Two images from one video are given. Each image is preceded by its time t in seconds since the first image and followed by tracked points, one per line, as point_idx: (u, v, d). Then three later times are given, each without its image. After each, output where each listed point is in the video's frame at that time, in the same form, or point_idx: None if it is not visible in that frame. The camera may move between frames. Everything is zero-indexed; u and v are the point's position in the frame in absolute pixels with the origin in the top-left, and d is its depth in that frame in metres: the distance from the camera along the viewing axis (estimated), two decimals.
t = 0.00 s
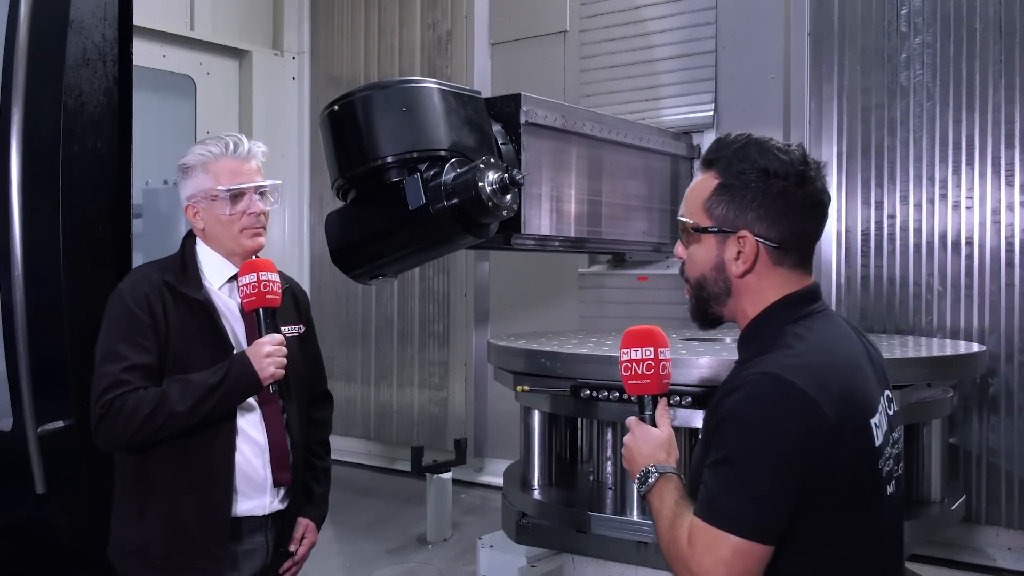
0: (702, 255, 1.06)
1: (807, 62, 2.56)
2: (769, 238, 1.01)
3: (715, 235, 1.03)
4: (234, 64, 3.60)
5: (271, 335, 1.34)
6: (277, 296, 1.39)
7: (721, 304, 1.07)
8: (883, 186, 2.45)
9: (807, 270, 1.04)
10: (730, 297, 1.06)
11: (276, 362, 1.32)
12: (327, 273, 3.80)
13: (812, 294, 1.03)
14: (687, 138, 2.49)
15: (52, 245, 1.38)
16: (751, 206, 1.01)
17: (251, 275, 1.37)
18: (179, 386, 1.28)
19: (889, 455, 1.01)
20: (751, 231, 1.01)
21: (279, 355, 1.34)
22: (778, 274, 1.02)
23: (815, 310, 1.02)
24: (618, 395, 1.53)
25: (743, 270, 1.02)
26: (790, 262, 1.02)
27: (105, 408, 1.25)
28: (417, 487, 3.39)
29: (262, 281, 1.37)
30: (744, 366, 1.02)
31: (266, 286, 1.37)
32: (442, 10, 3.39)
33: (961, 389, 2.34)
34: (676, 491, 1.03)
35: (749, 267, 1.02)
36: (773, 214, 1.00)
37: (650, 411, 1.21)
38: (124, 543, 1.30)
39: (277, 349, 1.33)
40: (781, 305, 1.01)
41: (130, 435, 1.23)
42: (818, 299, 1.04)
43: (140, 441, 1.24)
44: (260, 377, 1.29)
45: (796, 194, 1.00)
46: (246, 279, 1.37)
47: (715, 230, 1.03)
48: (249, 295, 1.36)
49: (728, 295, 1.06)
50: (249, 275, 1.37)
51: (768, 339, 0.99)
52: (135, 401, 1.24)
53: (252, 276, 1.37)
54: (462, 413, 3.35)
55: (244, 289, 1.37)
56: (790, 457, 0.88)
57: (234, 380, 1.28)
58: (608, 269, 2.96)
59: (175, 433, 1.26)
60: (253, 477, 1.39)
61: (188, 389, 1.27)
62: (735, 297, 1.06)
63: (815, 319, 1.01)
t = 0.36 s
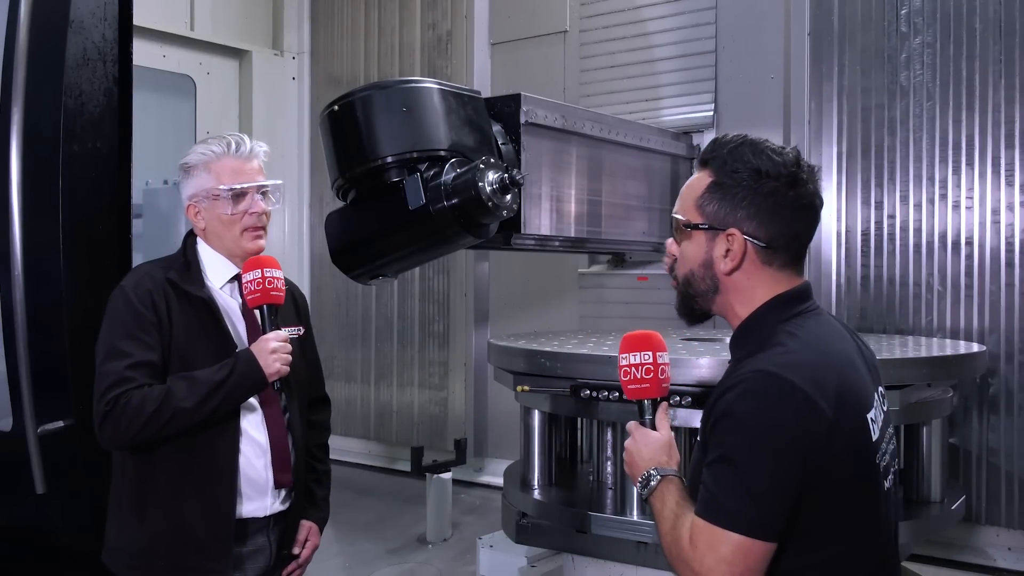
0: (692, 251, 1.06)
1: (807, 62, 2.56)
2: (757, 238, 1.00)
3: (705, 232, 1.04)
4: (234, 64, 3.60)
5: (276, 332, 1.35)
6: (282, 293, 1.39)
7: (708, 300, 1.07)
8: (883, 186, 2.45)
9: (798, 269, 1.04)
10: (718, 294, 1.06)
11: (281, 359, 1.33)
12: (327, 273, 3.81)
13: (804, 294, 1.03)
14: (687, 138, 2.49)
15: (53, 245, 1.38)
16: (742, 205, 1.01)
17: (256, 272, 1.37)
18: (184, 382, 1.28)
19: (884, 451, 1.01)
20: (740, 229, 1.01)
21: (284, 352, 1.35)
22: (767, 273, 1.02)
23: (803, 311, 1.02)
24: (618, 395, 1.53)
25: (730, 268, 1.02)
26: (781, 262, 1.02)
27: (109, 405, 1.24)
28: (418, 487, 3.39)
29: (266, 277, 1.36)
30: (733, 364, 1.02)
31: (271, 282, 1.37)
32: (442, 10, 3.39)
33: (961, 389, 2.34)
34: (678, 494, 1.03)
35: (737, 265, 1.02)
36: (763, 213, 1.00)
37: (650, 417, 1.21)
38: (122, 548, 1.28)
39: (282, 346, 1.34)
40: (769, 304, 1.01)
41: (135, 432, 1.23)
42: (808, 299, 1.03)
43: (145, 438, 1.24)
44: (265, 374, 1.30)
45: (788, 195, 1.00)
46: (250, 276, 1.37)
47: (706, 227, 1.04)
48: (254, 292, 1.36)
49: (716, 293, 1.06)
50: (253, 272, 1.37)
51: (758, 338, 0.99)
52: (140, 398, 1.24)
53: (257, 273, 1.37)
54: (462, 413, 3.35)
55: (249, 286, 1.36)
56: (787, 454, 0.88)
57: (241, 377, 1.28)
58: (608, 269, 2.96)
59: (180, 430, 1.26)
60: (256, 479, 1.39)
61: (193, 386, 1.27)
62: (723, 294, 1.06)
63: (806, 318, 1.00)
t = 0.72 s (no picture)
0: (690, 257, 1.06)
1: (807, 62, 2.56)
2: (753, 238, 1.00)
3: (700, 236, 1.04)
4: (234, 64, 3.60)
5: (272, 331, 1.35)
6: (278, 292, 1.39)
7: (710, 305, 1.07)
8: (883, 186, 2.45)
9: (796, 270, 1.03)
10: (719, 298, 1.06)
11: (278, 358, 1.33)
12: (326, 273, 3.80)
13: (804, 295, 1.03)
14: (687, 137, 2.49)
15: (53, 245, 1.38)
16: (735, 206, 1.01)
17: (252, 272, 1.37)
18: (182, 382, 1.28)
19: (886, 451, 1.00)
20: (734, 231, 1.01)
21: (281, 351, 1.34)
22: (767, 273, 1.02)
23: (802, 310, 1.02)
24: (618, 395, 1.54)
25: (729, 270, 1.02)
26: (779, 262, 1.01)
27: (107, 406, 1.24)
28: (418, 487, 3.39)
29: (263, 277, 1.37)
30: (733, 366, 1.02)
31: (267, 282, 1.37)
32: (442, 10, 3.39)
33: (961, 389, 2.34)
34: (679, 497, 1.03)
35: (736, 266, 1.02)
36: (756, 213, 1.00)
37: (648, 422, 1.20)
38: (121, 547, 1.28)
39: (279, 345, 1.33)
40: (769, 306, 1.01)
41: (134, 432, 1.23)
42: (809, 298, 1.04)
43: (143, 438, 1.24)
44: (262, 374, 1.30)
45: (779, 194, 1.00)
46: (246, 275, 1.37)
47: (701, 231, 1.04)
48: (250, 291, 1.36)
49: (717, 297, 1.06)
50: (249, 272, 1.37)
51: (759, 341, 0.99)
52: (138, 398, 1.24)
53: (253, 273, 1.37)
54: (462, 413, 3.35)
55: (245, 286, 1.36)
56: (791, 456, 0.88)
57: (237, 378, 1.28)
58: (608, 269, 2.96)
59: (179, 430, 1.27)
60: (256, 479, 1.39)
61: (191, 386, 1.28)
62: (724, 298, 1.05)
63: (806, 319, 1.01)
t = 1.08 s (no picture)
0: (691, 258, 1.06)
1: (807, 62, 2.56)
2: (753, 237, 1.00)
3: (701, 237, 1.04)
4: (234, 65, 3.60)
5: (265, 331, 1.34)
6: (273, 292, 1.39)
7: (712, 306, 1.07)
8: (883, 186, 2.45)
9: (796, 269, 1.03)
10: (722, 299, 1.05)
11: (271, 358, 1.32)
12: (326, 273, 3.80)
13: (805, 295, 1.03)
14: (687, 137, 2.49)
15: (53, 245, 1.38)
16: (734, 205, 1.01)
17: (247, 272, 1.37)
18: (174, 381, 1.28)
19: (887, 451, 1.00)
20: (734, 230, 1.01)
21: (274, 351, 1.34)
22: (767, 272, 1.02)
23: (803, 310, 1.02)
24: (618, 395, 1.54)
25: (729, 270, 1.02)
26: (780, 260, 1.01)
27: (101, 405, 1.24)
28: (418, 487, 3.39)
29: (257, 277, 1.37)
30: (732, 366, 1.02)
31: (262, 282, 1.37)
32: (442, 10, 3.39)
33: (961, 389, 2.34)
34: (678, 495, 1.03)
35: (736, 266, 1.02)
36: (755, 212, 1.00)
37: (648, 418, 1.20)
38: (119, 545, 1.29)
39: (272, 345, 1.32)
40: (770, 306, 1.01)
41: (127, 431, 1.23)
42: (810, 298, 1.04)
43: (136, 437, 1.24)
44: (254, 374, 1.29)
45: (778, 192, 1.00)
46: (241, 276, 1.37)
47: (701, 232, 1.04)
48: (244, 291, 1.36)
49: (719, 297, 1.06)
50: (244, 272, 1.38)
51: (760, 340, 0.99)
52: (130, 397, 1.24)
53: (248, 273, 1.37)
54: (462, 413, 3.35)
55: (240, 286, 1.37)
56: (791, 456, 0.88)
57: (229, 377, 1.28)
58: (608, 269, 2.96)
59: (171, 429, 1.26)
60: (248, 479, 1.39)
61: (184, 384, 1.28)
62: (725, 298, 1.05)
63: (806, 318, 1.01)
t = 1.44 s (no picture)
0: (691, 258, 1.06)
1: (807, 63, 2.56)
2: (752, 237, 1.00)
3: (701, 237, 1.04)
4: (234, 65, 3.60)
5: (270, 332, 1.35)
6: (275, 293, 1.39)
7: (712, 306, 1.07)
8: (883, 186, 2.45)
9: (795, 270, 1.03)
10: (721, 299, 1.05)
11: (274, 359, 1.33)
12: (326, 273, 3.80)
13: (804, 295, 1.03)
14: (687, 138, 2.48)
15: (52, 245, 1.38)
16: (734, 206, 1.01)
17: (249, 273, 1.37)
18: (180, 383, 1.28)
19: (886, 451, 1.00)
20: (734, 231, 1.01)
21: (277, 352, 1.34)
22: (767, 273, 1.02)
23: (802, 310, 1.02)
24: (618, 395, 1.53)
25: (729, 271, 1.02)
26: (779, 261, 1.01)
27: (106, 407, 1.25)
28: (417, 487, 3.39)
29: (260, 278, 1.37)
30: (732, 366, 1.02)
31: (264, 283, 1.37)
32: (442, 10, 3.38)
33: (961, 389, 2.34)
34: (678, 496, 1.03)
35: (736, 267, 1.02)
36: (754, 213, 1.00)
37: (648, 418, 1.21)
38: (121, 544, 1.29)
39: (276, 346, 1.33)
40: (769, 307, 1.01)
41: (132, 433, 1.23)
42: (808, 298, 1.04)
43: (141, 437, 1.24)
44: (259, 375, 1.30)
45: (778, 193, 1.00)
46: (244, 277, 1.37)
47: (701, 232, 1.03)
48: (247, 293, 1.36)
49: (719, 298, 1.05)
50: (246, 273, 1.37)
51: (761, 341, 0.99)
52: (135, 399, 1.24)
53: (250, 274, 1.37)
54: (462, 413, 3.35)
55: (242, 287, 1.37)
56: (790, 455, 0.88)
57: (233, 378, 1.28)
58: (608, 269, 2.96)
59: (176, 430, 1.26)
60: (253, 477, 1.39)
61: (188, 385, 1.28)
62: (725, 299, 1.05)
63: (806, 318, 1.01)
